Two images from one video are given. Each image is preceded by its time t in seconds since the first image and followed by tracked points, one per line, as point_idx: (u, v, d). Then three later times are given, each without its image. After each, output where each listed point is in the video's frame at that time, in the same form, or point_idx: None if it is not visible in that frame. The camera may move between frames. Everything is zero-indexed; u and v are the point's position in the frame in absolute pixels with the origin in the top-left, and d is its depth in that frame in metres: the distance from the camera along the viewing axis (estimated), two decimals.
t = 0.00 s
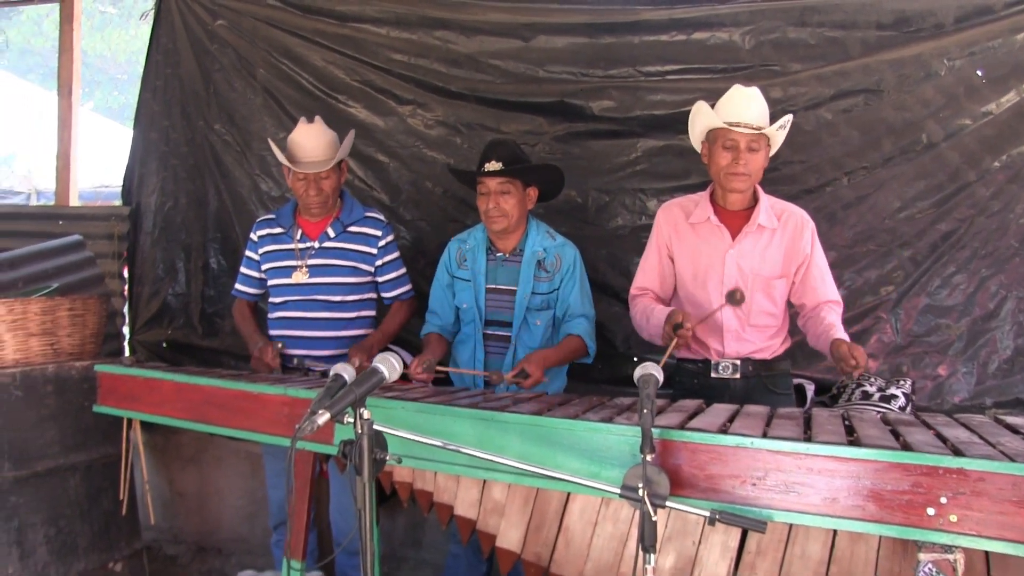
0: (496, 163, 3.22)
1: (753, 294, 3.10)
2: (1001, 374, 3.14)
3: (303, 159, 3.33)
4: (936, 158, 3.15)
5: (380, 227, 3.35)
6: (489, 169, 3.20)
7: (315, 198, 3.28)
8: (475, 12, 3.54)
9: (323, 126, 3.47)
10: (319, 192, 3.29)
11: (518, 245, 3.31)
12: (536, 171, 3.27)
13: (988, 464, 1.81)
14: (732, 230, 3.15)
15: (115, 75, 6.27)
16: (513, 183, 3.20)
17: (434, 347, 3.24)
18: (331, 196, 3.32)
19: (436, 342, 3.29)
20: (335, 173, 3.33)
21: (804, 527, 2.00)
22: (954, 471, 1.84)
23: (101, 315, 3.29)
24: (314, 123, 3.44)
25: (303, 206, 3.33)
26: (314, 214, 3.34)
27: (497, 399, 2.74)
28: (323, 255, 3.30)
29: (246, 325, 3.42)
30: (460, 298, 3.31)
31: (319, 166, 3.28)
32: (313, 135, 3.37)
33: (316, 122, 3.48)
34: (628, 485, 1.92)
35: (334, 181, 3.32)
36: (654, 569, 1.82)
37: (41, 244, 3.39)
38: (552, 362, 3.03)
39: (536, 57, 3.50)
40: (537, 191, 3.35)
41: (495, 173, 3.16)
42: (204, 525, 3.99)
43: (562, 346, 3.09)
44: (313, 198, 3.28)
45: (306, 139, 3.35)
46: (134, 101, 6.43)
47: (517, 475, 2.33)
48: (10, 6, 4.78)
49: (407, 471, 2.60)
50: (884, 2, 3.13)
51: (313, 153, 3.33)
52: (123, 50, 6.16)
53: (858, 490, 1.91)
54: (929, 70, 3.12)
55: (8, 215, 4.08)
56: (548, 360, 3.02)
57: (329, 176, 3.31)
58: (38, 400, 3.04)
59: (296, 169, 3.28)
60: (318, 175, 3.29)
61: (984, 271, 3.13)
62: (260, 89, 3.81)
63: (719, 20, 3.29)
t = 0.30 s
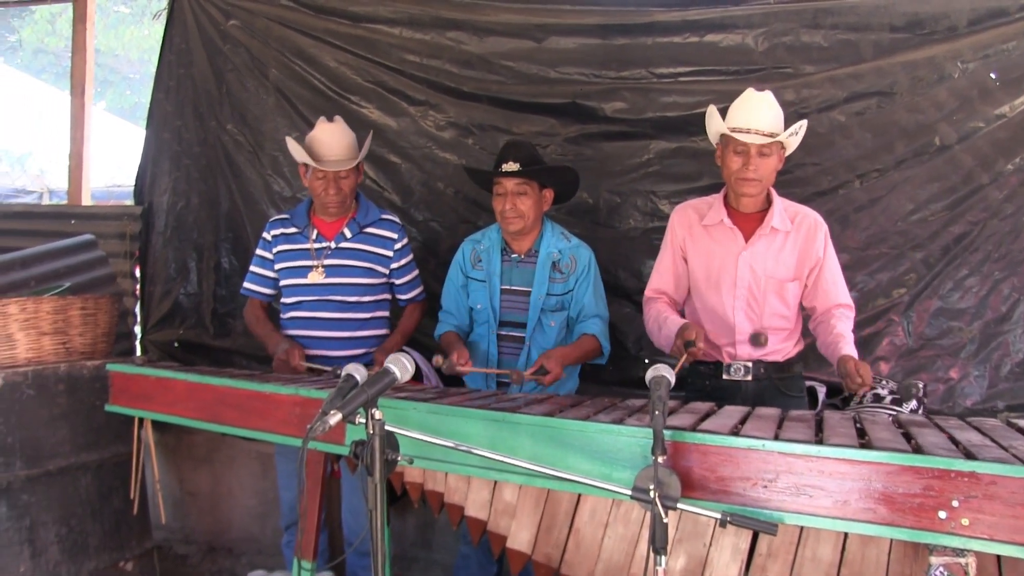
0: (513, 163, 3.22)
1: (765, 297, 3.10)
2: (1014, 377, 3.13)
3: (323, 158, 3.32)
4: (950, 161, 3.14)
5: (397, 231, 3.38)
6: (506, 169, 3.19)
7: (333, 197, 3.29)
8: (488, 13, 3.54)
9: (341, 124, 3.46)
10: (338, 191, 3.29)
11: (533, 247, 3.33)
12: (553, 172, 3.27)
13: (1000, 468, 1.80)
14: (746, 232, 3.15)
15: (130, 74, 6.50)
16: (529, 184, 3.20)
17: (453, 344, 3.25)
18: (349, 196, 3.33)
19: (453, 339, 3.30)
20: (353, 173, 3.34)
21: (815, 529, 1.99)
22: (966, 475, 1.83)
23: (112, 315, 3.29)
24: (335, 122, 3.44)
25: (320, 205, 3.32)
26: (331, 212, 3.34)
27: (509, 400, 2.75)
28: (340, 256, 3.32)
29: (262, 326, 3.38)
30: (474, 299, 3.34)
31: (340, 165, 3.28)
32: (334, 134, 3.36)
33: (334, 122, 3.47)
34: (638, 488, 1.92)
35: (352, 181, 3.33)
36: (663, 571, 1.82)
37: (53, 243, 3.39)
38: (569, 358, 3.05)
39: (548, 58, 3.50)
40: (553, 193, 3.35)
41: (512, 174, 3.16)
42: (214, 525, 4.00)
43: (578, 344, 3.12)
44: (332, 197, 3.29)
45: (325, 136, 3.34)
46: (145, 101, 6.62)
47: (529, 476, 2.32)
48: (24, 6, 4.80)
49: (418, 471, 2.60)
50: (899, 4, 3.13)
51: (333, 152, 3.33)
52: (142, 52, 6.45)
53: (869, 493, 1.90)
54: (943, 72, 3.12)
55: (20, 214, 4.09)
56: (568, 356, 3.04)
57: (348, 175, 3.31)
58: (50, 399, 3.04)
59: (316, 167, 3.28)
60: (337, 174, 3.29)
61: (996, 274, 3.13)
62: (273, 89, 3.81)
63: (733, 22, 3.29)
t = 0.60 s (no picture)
0: (528, 161, 3.23)
1: (778, 294, 3.08)
2: None
3: (339, 155, 3.34)
4: (965, 157, 3.12)
5: (411, 228, 3.41)
6: (522, 167, 3.21)
7: (348, 194, 3.31)
8: (498, 12, 3.55)
9: (358, 124, 3.46)
10: (353, 190, 3.31)
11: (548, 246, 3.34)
12: (568, 171, 3.27)
13: (1019, 466, 1.79)
14: (759, 229, 3.14)
15: (143, 76, 6.42)
16: (544, 182, 3.20)
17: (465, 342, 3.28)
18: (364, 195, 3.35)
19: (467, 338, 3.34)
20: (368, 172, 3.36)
21: (831, 528, 1.98)
22: (983, 473, 1.82)
23: (127, 315, 3.31)
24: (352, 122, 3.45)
25: (334, 203, 3.34)
26: (346, 211, 3.36)
27: (524, 399, 2.75)
28: (356, 254, 3.33)
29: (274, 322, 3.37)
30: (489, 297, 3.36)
31: (356, 164, 3.30)
32: (351, 133, 3.38)
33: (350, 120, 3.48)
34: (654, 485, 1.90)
35: (368, 180, 3.36)
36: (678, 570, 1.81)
37: (68, 245, 3.42)
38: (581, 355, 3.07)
39: (559, 57, 3.50)
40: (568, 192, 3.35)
41: (527, 172, 3.17)
42: (229, 525, 4.01)
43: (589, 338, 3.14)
44: (346, 195, 3.30)
45: (344, 135, 3.36)
46: (156, 103, 6.50)
47: (543, 475, 2.32)
48: (36, 10, 4.84)
49: (432, 471, 2.59)
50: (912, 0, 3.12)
51: (348, 150, 3.34)
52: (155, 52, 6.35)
53: (885, 492, 1.89)
54: (958, 68, 3.10)
55: (34, 216, 4.12)
56: (579, 349, 3.07)
57: (363, 174, 3.34)
58: (66, 399, 3.06)
59: (333, 165, 3.29)
60: (353, 173, 3.31)
61: (1013, 271, 3.10)
62: (284, 90, 3.82)
63: (744, 19, 3.28)
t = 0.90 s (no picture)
0: (540, 156, 3.22)
1: (791, 288, 3.07)
2: None
3: (357, 152, 3.35)
4: (983, 152, 3.10)
5: (425, 225, 3.41)
6: (534, 162, 3.20)
7: (364, 190, 3.33)
8: (511, 9, 3.55)
9: (375, 121, 3.48)
10: (369, 186, 3.33)
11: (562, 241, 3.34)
12: (581, 166, 3.27)
13: None
14: (772, 225, 3.13)
15: (156, 75, 6.36)
16: (557, 177, 3.20)
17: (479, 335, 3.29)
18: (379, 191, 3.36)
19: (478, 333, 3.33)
20: (384, 168, 3.37)
21: (847, 524, 1.97)
22: (1003, 471, 1.81)
23: (145, 312, 3.32)
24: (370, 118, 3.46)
25: (350, 199, 3.36)
26: (362, 208, 3.37)
27: (538, 395, 2.76)
28: (370, 251, 3.34)
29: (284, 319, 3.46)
30: (502, 292, 3.37)
31: (372, 160, 3.32)
32: (369, 129, 3.39)
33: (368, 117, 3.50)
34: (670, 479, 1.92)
35: (383, 177, 3.38)
36: (694, 567, 1.82)
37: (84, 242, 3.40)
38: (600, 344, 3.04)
39: (573, 53, 3.49)
40: (581, 187, 3.35)
41: (540, 168, 3.17)
42: (245, 521, 4.03)
43: (608, 332, 3.11)
44: (362, 191, 3.32)
45: (362, 131, 3.38)
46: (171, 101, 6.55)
47: (558, 471, 2.32)
48: (53, 9, 4.88)
49: (447, 467, 2.59)
50: None
51: (365, 146, 3.35)
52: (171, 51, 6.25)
53: (902, 489, 1.89)
54: (976, 62, 3.07)
55: (51, 214, 4.14)
56: (597, 340, 3.04)
57: (379, 170, 3.35)
58: (84, 395, 3.08)
59: (350, 161, 3.32)
60: (370, 169, 3.33)
61: None
62: (298, 87, 3.83)
63: (759, 14, 3.27)
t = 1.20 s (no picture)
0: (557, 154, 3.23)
1: (811, 289, 3.06)
2: None
3: (376, 146, 3.35)
4: (1008, 151, 3.06)
5: (444, 220, 3.41)
6: (550, 159, 3.21)
7: (383, 185, 3.33)
8: (531, 5, 3.54)
9: (396, 117, 3.47)
10: (388, 181, 3.34)
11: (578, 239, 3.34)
12: (597, 163, 3.27)
13: None
14: (791, 226, 3.10)
15: (177, 70, 6.25)
16: (572, 174, 3.20)
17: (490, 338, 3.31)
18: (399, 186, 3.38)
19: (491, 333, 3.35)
20: (404, 164, 3.38)
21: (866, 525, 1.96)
22: None
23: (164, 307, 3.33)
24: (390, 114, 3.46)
25: (369, 194, 3.36)
26: (380, 203, 3.38)
27: (554, 393, 2.75)
28: (389, 247, 3.35)
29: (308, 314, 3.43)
30: (517, 291, 3.37)
31: (392, 156, 3.32)
32: (388, 125, 3.38)
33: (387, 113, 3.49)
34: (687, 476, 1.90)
35: (402, 172, 3.38)
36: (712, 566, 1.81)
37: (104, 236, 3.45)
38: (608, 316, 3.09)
39: (592, 50, 3.48)
40: (597, 184, 3.34)
41: (555, 164, 3.17)
42: (262, 515, 4.05)
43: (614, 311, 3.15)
44: (382, 187, 3.33)
45: (379, 125, 3.36)
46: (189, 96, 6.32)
47: (577, 469, 2.31)
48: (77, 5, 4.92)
49: (465, 463, 2.59)
50: None
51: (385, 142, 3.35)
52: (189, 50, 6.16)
53: (923, 490, 1.86)
54: (1002, 59, 3.03)
55: (73, 208, 4.17)
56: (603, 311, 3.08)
57: (398, 166, 3.36)
58: (104, 388, 3.10)
59: (368, 156, 3.32)
60: (388, 165, 3.34)
61: None
62: (318, 83, 3.84)
63: (781, 11, 3.24)
